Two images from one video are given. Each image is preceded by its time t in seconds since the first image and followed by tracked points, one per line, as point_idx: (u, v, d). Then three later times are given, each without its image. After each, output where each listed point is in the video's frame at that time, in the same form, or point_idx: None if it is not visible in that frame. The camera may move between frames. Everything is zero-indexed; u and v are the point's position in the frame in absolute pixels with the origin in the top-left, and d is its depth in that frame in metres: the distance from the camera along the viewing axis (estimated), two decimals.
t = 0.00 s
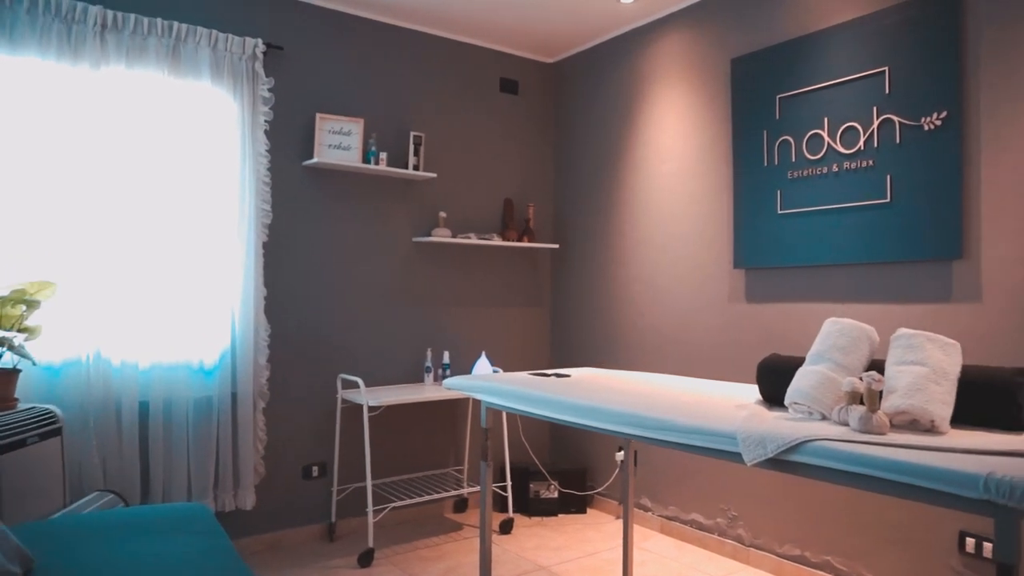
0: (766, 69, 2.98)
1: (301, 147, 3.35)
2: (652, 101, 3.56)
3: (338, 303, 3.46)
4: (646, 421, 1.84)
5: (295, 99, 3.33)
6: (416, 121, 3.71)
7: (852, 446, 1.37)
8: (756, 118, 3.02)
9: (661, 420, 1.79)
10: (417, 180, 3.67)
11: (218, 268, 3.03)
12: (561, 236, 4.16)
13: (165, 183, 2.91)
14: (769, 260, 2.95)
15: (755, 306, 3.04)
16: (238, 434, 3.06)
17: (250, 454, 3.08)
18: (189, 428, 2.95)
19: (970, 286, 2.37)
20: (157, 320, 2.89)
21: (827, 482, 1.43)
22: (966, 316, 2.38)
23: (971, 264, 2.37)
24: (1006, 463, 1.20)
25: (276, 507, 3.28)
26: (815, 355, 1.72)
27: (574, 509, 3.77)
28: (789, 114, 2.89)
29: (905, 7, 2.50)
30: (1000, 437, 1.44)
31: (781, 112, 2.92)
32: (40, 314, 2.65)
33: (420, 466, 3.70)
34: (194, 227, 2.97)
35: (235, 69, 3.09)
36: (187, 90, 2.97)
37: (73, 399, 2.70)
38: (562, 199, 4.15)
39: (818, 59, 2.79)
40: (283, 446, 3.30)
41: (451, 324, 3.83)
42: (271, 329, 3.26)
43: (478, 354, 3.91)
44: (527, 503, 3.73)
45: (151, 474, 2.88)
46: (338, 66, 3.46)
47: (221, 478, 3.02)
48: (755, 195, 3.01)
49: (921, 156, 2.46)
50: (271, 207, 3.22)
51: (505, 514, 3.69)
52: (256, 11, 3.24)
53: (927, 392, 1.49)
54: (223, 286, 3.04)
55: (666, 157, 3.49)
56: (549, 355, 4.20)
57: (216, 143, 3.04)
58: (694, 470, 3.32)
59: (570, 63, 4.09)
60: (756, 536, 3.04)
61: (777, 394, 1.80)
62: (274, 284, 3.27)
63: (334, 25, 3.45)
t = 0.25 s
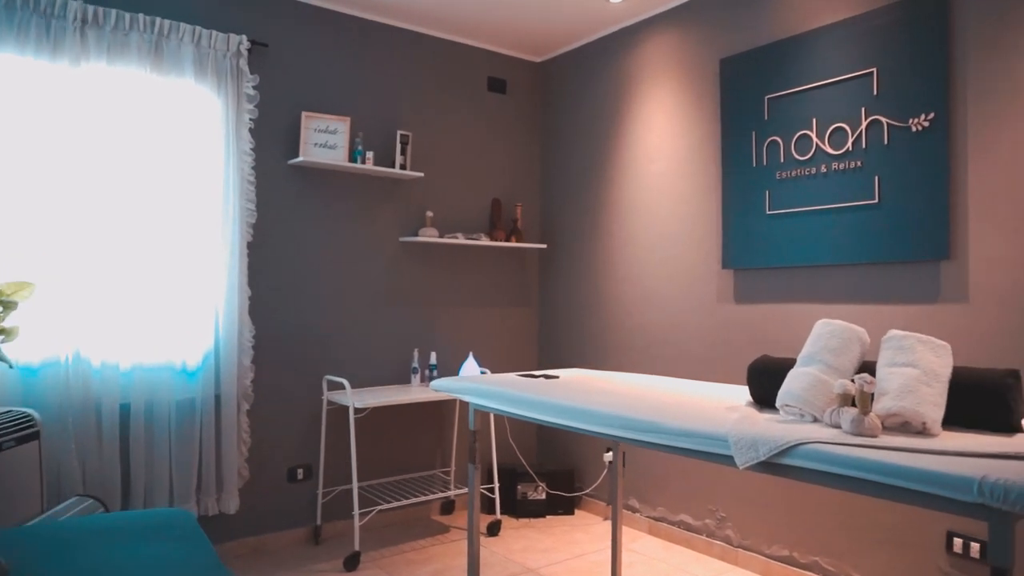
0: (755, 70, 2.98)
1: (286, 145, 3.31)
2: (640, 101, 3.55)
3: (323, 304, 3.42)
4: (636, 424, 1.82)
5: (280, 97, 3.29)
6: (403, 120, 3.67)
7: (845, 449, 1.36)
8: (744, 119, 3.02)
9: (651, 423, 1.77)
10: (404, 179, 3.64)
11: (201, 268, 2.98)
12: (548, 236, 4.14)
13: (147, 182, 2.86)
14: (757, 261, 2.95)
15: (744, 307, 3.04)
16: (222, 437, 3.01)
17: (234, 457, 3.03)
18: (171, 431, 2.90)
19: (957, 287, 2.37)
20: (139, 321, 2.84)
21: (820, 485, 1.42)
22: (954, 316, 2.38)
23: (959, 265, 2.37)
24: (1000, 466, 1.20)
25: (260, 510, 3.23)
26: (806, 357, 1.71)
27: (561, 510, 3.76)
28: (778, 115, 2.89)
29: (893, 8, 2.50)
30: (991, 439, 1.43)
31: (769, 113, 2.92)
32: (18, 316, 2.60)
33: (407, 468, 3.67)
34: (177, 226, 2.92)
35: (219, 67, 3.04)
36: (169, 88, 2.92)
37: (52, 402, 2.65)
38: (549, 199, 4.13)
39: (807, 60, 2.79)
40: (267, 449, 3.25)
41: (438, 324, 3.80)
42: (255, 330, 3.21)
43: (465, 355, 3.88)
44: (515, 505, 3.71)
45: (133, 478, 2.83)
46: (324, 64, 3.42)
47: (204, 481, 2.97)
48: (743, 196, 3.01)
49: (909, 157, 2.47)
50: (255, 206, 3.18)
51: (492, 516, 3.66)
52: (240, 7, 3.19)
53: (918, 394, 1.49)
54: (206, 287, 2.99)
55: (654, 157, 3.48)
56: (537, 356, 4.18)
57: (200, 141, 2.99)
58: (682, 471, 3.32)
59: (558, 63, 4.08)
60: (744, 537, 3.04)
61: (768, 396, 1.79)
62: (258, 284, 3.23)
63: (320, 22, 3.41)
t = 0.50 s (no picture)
0: (744, 70, 2.97)
1: (272, 144, 3.26)
2: (629, 101, 3.54)
3: (309, 304, 3.38)
4: (626, 426, 1.80)
5: (265, 95, 3.25)
6: (390, 118, 3.64)
7: (838, 451, 1.35)
8: (733, 119, 3.01)
9: (642, 425, 1.75)
10: (391, 178, 3.61)
11: (184, 268, 2.93)
12: (536, 236, 4.12)
13: (128, 179, 2.80)
14: (746, 262, 2.95)
15: (732, 308, 3.03)
16: (205, 440, 2.96)
17: (218, 460, 2.98)
18: (154, 433, 2.85)
19: (945, 288, 2.38)
20: (120, 321, 2.78)
21: (812, 488, 1.41)
22: (942, 317, 2.38)
23: (946, 266, 2.37)
24: (995, 469, 1.19)
25: (245, 514, 3.19)
26: (797, 358, 1.70)
27: (549, 512, 3.74)
28: (767, 115, 2.88)
29: (881, 9, 2.51)
30: (983, 441, 1.43)
31: (758, 113, 2.92)
32: None
33: (393, 470, 3.63)
34: (160, 225, 2.87)
35: (203, 63, 2.99)
36: (151, 84, 2.87)
37: (30, 405, 2.59)
38: (537, 199, 4.11)
39: (795, 60, 2.79)
40: (252, 451, 3.20)
41: (425, 325, 3.76)
42: (240, 331, 3.17)
43: (453, 356, 3.85)
44: (503, 507, 3.68)
45: (114, 481, 2.77)
46: (310, 62, 3.38)
47: (187, 484, 2.92)
48: (732, 197, 3.00)
49: (897, 159, 2.47)
50: (240, 205, 3.13)
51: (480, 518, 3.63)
52: (224, 3, 3.14)
53: (911, 397, 1.48)
54: (189, 287, 2.94)
55: (643, 157, 3.47)
56: (524, 357, 4.16)
57: (183, 139, 2.94)
58: (671, 472, 3.31)
59: (546, 62, 4.06)
60: (733, 538, 3.03)
61: (759, 398, 1.78)
62: (242, 284, 3.18)
63: (305, 19, 3.37)
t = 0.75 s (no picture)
0: (733, 70, 2.97)
1: (256, 142, 3.22)
2: (617, 101, 3.53)
3: (295, 305, 3.34)
4: (616, 428, 1.78)
5: (250, 93, 3.20)
6: (377, 117, 3.61)
7: (832, 454, 1.34)
8: (721, 119, 3.01)
9: (633, 427, 1.73)
10: (378, 177, 3.57)
11: (167, 268, 2.88)
12: (524, 236, 4.10)
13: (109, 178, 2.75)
14: (735, 263, 2.94)
15: (721, 309, 3.03)
16: (189, 443, 2.91)
17: (202, 463, 2.93)
18: (135, 436, 2.79)
19: (933, 289, 2.38)
20: (101, 323, 2.73)
21: (805, 491, 1.40)
22: (930, 319, 2.39)
23: (935, 268, 2.38)
24: (989, 471, 1.18)
25: (229, 517, 3.14)
26: (789, 360, 1.69)
27: (537, 514, 3.72)
28: (755, 116, 2.88)
29: (870, 10, 2.51)
30: (975, 443, 1.42)
31: (747, 113, 2.91)
32: None
33: (380, 473, 3.60)
34: (142, 224, 2.82)
35: (186, 60, 2.94)
36: (133, 81, 2.82)
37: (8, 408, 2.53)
38: (525, 199, 4.09)
39: (784, 61, 2.78)
40: (236, 454, 3.16)
41: (413, 326, 3.73)
42: (224, 332, 3.12)
43: (440, 357, 3.82)
44: (490, 509, 3.66)
45: (94, 486, 2.72)
46: (296, 59, 3.34)
47: (170, 488, 2.87)
48: (721, 198, 3.00)
49: (886, 160, 2.47)
50: (224, 204, 3.09)
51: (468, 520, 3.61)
52: None
53: (903, 398, 1.47)
54: (172, 287, 2.89)
55: (631, 157, 3.45)
56: (512, 357, 4.14)
57: (166, 136, 2.89)
58: (659, 473, 3.30)
59: (534, 61, 4.04)
60: (721, 539, 3.02)
61: (750, 400, 1.76)
62: (226, 284, 3.14)
63: (291, 16, 3.33)
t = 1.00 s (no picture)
0: (722, 71, 2.96)
1: (241, 140, 3.17)
2: (606, 100, 3.52)
3: (280, 306, 3.30)
4: (606, 431, 1.76)
5: (234, 90, 3.15)
6: (364, 115, 3.57)
7: (825, 457, 1.32)
8: (710, 119, 3.00)
9: (624, 430, 1.71)
10: (365, 177, 3.53)
11: (150, 269, 2.83)
12: (512, 236, 4.08)
13: (90, 176, 2.70)
14: (724, 264, 2.93)
15: (709, 309, 3.02)
16: (172, 446, 2.87)
17: (185, 466, 2.89)
18: (117, 439, 2.74)
19: (922, 290, 2.38)
20: (81, 324, 2.68)
21: (799, 494, 1.38)
22: (919, 320, 2.39)
23: (923, 269, 2.38)
24: (985, 474, 1.17)
25: (213, 521, 3.09)
26: (781, 362, 1.68)
27: (525, 515, 3.69)
28: (744, 116, 2.88)
29: (860, 11, 2.51)
30: (968, 445, 1.41)
31: (736, 114, 2.90)
32: None
33: (367, 475, 3.56)
34: (123, 223, 2.77)
35: (169, 57, 2.90)
36: (115, 78, 2.77)
37: None
38: (513, 199, 4.07)
39: (774, 61, 2.78)
40: (220, 457, 3.11)
41: (400, 327, 3.70)
42: (208, 333, 3.07)
43: (427, 358, 3.79)
44: (478, 511, 3.63)
45: (74, 490, 2.66)
46: (281, 57, 3.30)
47: (152, 492, 2.82)
48: (710, 198, 2.99)
49: (875, 161, 2.47)
50: (208, 203, 3.04)
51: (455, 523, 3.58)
52: None
53: (896, 400, 1.46)
54: (155, 287, 2.84)
55: (620, 157, 3.44)
56: (500, 358, 4.11)
57: (148, 134, 2.84)
58: (648, 474, 3.28)
59: (522, 61, 4.02)
60: (710, 541, 3.01)
61: (741, 402, 1.75)
62: (210, 285, 3.09)
63: (277, 13, 3.29)
